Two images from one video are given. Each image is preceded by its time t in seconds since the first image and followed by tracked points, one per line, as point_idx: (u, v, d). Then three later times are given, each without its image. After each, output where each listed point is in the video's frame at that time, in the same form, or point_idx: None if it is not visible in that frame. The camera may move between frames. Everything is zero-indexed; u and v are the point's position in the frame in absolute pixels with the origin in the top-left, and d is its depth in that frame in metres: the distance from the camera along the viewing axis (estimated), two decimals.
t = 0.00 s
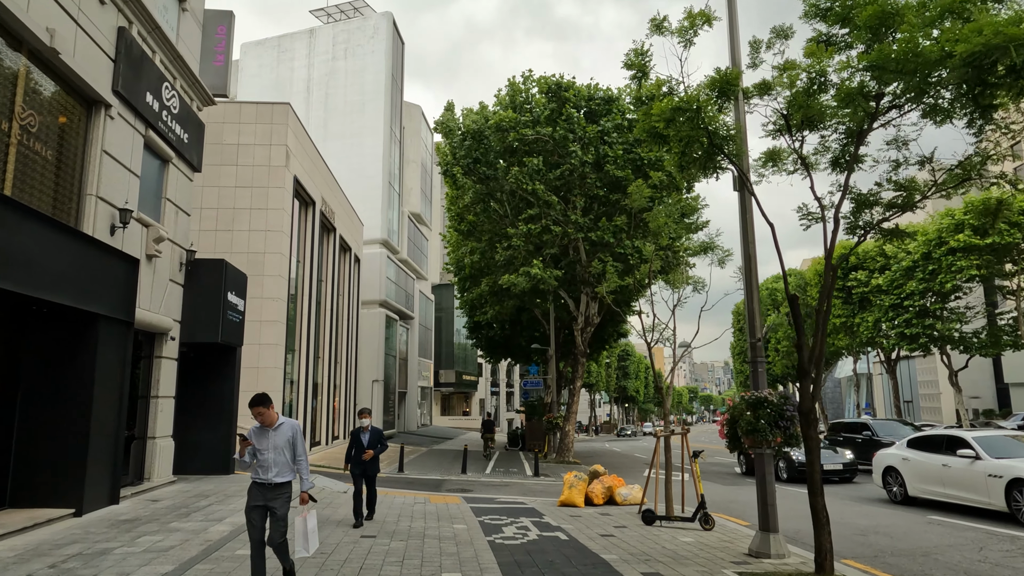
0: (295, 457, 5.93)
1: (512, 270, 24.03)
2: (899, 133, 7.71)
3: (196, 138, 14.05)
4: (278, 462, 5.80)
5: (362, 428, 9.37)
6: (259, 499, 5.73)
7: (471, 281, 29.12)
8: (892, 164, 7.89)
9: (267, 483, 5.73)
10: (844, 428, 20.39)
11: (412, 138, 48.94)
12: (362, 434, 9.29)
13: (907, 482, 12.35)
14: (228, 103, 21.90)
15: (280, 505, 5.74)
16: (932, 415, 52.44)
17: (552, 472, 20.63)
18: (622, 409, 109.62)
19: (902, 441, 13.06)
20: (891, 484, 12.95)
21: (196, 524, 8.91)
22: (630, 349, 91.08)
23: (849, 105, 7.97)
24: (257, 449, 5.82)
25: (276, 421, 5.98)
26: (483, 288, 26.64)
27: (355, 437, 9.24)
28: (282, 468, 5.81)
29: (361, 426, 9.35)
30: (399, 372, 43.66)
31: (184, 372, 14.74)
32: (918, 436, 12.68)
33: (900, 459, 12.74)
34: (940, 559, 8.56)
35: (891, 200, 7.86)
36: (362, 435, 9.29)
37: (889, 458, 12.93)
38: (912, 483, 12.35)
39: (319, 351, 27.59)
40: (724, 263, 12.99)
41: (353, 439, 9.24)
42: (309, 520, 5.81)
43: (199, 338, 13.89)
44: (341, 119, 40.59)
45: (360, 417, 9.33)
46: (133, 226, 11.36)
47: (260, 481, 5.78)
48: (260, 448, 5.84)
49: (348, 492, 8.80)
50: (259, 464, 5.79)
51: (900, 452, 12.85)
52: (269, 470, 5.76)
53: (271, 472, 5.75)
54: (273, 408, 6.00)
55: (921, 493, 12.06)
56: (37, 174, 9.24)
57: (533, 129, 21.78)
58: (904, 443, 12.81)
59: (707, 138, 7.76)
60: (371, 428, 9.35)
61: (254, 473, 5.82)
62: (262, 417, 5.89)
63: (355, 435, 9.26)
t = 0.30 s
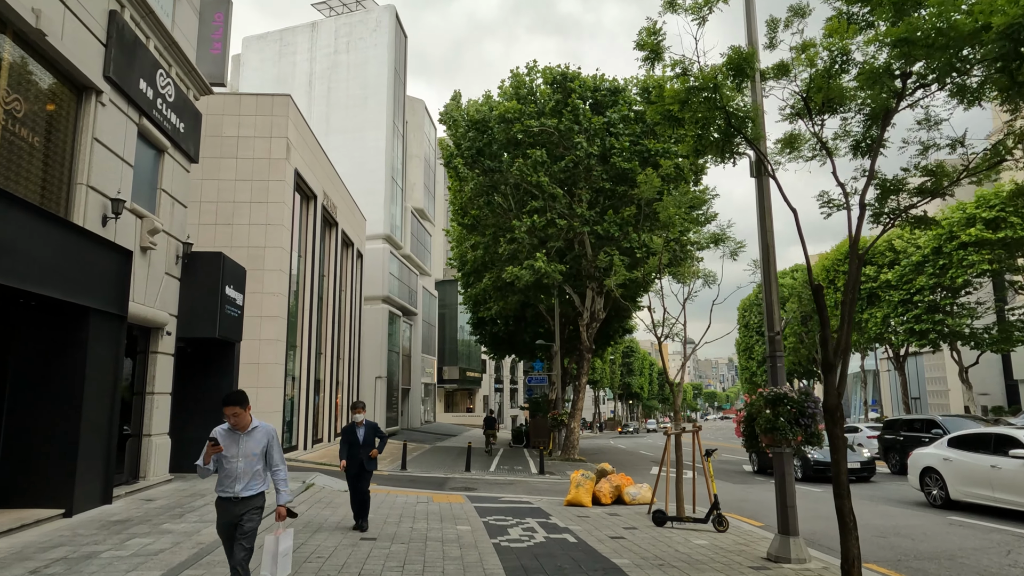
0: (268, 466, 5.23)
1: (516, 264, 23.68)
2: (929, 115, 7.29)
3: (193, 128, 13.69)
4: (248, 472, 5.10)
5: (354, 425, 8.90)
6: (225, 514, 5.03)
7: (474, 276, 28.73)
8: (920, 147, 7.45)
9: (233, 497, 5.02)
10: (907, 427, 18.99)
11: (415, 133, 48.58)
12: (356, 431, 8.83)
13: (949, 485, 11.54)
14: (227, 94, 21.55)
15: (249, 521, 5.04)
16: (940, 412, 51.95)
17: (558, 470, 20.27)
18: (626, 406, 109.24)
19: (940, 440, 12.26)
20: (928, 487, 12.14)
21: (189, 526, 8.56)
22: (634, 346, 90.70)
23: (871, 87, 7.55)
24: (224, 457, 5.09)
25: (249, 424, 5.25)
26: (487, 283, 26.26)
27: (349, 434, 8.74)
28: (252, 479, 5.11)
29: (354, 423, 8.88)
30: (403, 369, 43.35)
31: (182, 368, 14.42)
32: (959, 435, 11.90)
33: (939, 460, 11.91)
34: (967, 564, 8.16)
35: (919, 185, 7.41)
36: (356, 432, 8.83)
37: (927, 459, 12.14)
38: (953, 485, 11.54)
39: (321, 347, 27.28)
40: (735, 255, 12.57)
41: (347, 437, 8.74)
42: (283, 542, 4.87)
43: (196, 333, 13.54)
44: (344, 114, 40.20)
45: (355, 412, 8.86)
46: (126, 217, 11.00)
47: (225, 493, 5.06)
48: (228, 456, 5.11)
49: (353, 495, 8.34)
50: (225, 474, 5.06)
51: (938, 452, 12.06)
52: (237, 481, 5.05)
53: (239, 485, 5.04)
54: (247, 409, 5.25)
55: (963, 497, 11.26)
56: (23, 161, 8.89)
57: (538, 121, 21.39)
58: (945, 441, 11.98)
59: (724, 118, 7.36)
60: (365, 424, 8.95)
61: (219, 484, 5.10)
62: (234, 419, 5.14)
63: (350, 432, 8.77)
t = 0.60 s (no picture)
0: (227, 466, 4.60)
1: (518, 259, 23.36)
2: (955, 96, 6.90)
3: (187, 117, 13.34)
4: (205, 473, 4.48)
5: (346, 424, 8.19)
6: (178, 522, 4.38)
7: (476, 272, 28.38)
8: (944, 130, 7.07)
9: (187, 502, 4.39)
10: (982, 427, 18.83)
11: (417, 129, 48.21)
12: (348, 430, 8.10)
13: (1000, 489, 10.75)
14: (225, 86, 21.20)
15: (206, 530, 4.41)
16: (946, 410, 51.52)
17: (562, 468, 19.91)
18: (629, 403, 108.87)
19: (985, 440, 11.49)
20: (975, 491, 11.28)
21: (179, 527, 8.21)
22: (637, 343, 90.37)
23: (892, 67, 7.17)
24: (178, 455, 4.48)
25: (205, 416, 4.59)
26: (489, 278, 25.91)
27: (341, 433, 8.03)
28: (210, 481, 4.49)
29: (346, 421, 8.17)
30: (404, 366, 43.02)
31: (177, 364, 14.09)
32: (1007, 434, 11.15)
33: (988, 462, 11.12)
34: (992, 568, 7.79)
35: (944, 170, 7.03)
36: (348, 431, 8.11)
37: (974, 459, 11.30)
38: (1004, 489, 10.75)
39: (321, 343, 26.95)
40: (747, 247, 12.23)
41: (338, 437, 8.04)
42: (244, 552, 4.08)
43: (191, 328, 13.22)
44: (345, 109, 39.84)
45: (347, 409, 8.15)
46: (116, 207, 10.66)
47: (178, 498, 4.43)
48: (182, 454, 4.50)
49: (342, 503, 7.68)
50: (178, 476, 4.44)
51: (985, 453, 11.27)
52: (193, 484, 4.42)
53: (195, 489, 4.41)
54: (202, 397, 4.60)
55: (1017, 502, 10.48)
56: (6, 148, 8.54)
57: (541, 113, 21.06)
58: (993, 442, 11.20)
59: (740, 97, 6.97)
60: (358, 423, 8.22)
61: (170, 486, 4.46)
62: (187, 409, 4.50)
63: (341, 431, 8.04)
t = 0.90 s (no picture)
0: (159, 492, 3.62)
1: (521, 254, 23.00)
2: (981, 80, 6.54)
3: (182, 107, 12.99)
4: (127, 505, 3.51)
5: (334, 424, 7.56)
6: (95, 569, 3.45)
7: (479, 267, 27.98)
8: (972, 114, 6.68)
9: (105, 543, 3.44)
10: None
11: (419, 124, 47.84)
12: (334, 430, 7.48)
13: None
14: (224, 78, 20.85)
15: None
16: (954, 407, 51.02)
17: (565, 467, 19.59)
18: (633, 400, 108.44)
19: None
20: None
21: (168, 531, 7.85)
22: (641, 339, 89.99)
23: (915, 47, 6.78)
24: (93, 482, 3.51)
25: (124, 430, 3.57)
26: (491, 274, 25.54)
27: (326, 434, 7.44)
28: (134, 515, 3.53)
29: (333, 420, 7.55)
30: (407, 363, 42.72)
31: (172, 361, 13.78)
32: None
33: None
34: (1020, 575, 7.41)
35: (972, 156, 6.64)
36: (334, 431, 7.47)
37: None
38: None
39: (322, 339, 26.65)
40: (758, 241, 11.84)
41: (324, 438, 7.44)
42: None
43: (186, 324, 12.89)
44: (347, 103, 39.43)
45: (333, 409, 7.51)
46: (106, 199, 10.31)
47: (94, 537, 3.48)
48: (98, 480, 3.52)
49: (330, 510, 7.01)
50: (94, 509, 3.47)
51: None
52: (113, 519, 3.48)
53: (117, 525, 3.47)
54: (117, 406, 3.55)
55: None
56: None
57: (546, 105, 20.69)
58: None
59: (757, 78, 6.58)
60: (347, 421, 7.56)
61: (87, 520, 3.51)
62: (99, 426, 3.45)
63: (326, 431, 7.43)
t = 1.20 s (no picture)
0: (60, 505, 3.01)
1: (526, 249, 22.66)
2: (1015, 57, 6.19)
3: (178, 98, 12.66)
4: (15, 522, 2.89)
5: (316, 423, 6.91)
6: None
7: (484, 263, 27.59)
8: (1006, 93, 6.28)
9: None
10: None
11: (423, 120, 47.51)
12: (317, 431, 6.83)
13: None
14: (224, 71, 20.53)
15: None
16: (963, 406, 50.45)
17: (571, 466, 19.24)
18: (637, 399, 107.95)
19: None
20: None
21: (159, 533, 7.51)
22: (647, 337, 89.53)
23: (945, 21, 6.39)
24: None
25: (17, 425, 2.94)
26: (496, 271, 25.17)
27: (308, 435, 6.80)
28: (26, 534, 2.91)
29: (315, 420, 6.89)
30: (411, 360, 42.40)
31: (169, 357, 13.44)
32: None
33: None
34: None
35: (1008, 138, 6.23)
36: (317, 432, 6.83)
37: None
38: None
39: (325, 337, 26.33)
40: (772, 234, 11.45)
41: (305, 439, 6.81)
42: None
43: (183, 320, 12.55)
44: (350, 99, 39.10)
45: (313, 407, 6.83)
46: (98, 189, 9.97)
47: None
48: None
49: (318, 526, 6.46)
50: None
51: None
52: None
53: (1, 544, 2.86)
54: (10, 395, 2.94)
55: None
56: None
57: (551, 99, 20.33)
58: None
59: (780, 52, 6.20)
60: (330, 421, 6.90)
61: None
62: None
63: (307, 433, 6.79)
